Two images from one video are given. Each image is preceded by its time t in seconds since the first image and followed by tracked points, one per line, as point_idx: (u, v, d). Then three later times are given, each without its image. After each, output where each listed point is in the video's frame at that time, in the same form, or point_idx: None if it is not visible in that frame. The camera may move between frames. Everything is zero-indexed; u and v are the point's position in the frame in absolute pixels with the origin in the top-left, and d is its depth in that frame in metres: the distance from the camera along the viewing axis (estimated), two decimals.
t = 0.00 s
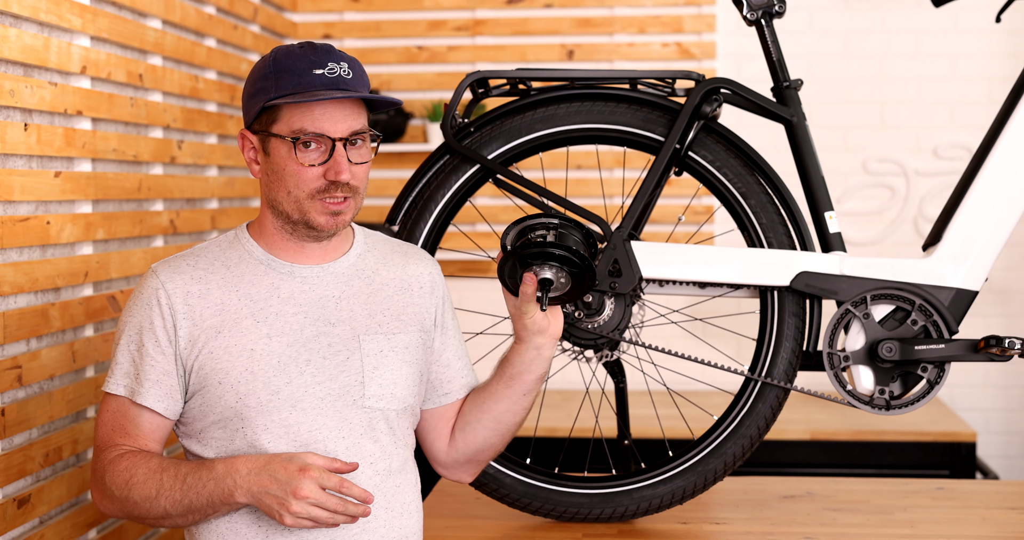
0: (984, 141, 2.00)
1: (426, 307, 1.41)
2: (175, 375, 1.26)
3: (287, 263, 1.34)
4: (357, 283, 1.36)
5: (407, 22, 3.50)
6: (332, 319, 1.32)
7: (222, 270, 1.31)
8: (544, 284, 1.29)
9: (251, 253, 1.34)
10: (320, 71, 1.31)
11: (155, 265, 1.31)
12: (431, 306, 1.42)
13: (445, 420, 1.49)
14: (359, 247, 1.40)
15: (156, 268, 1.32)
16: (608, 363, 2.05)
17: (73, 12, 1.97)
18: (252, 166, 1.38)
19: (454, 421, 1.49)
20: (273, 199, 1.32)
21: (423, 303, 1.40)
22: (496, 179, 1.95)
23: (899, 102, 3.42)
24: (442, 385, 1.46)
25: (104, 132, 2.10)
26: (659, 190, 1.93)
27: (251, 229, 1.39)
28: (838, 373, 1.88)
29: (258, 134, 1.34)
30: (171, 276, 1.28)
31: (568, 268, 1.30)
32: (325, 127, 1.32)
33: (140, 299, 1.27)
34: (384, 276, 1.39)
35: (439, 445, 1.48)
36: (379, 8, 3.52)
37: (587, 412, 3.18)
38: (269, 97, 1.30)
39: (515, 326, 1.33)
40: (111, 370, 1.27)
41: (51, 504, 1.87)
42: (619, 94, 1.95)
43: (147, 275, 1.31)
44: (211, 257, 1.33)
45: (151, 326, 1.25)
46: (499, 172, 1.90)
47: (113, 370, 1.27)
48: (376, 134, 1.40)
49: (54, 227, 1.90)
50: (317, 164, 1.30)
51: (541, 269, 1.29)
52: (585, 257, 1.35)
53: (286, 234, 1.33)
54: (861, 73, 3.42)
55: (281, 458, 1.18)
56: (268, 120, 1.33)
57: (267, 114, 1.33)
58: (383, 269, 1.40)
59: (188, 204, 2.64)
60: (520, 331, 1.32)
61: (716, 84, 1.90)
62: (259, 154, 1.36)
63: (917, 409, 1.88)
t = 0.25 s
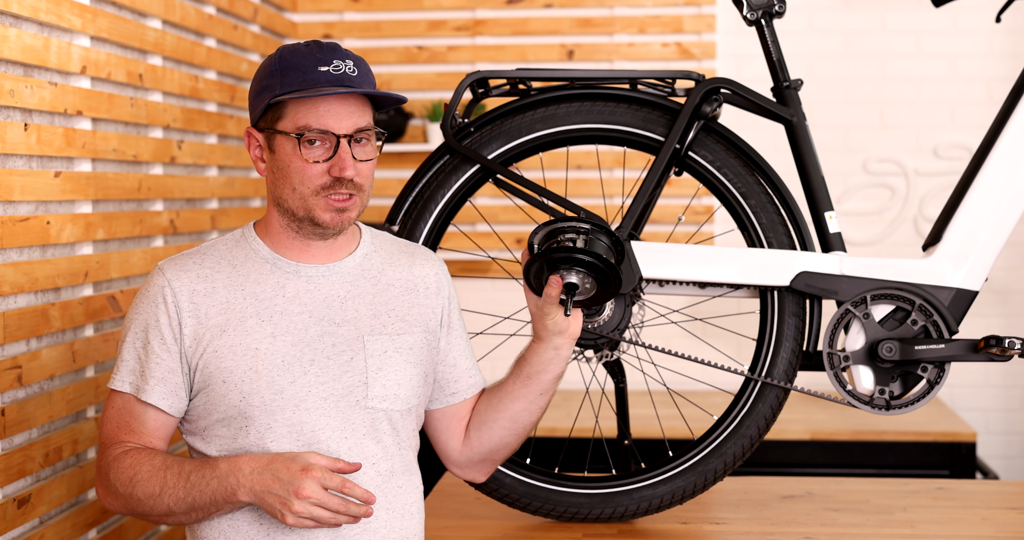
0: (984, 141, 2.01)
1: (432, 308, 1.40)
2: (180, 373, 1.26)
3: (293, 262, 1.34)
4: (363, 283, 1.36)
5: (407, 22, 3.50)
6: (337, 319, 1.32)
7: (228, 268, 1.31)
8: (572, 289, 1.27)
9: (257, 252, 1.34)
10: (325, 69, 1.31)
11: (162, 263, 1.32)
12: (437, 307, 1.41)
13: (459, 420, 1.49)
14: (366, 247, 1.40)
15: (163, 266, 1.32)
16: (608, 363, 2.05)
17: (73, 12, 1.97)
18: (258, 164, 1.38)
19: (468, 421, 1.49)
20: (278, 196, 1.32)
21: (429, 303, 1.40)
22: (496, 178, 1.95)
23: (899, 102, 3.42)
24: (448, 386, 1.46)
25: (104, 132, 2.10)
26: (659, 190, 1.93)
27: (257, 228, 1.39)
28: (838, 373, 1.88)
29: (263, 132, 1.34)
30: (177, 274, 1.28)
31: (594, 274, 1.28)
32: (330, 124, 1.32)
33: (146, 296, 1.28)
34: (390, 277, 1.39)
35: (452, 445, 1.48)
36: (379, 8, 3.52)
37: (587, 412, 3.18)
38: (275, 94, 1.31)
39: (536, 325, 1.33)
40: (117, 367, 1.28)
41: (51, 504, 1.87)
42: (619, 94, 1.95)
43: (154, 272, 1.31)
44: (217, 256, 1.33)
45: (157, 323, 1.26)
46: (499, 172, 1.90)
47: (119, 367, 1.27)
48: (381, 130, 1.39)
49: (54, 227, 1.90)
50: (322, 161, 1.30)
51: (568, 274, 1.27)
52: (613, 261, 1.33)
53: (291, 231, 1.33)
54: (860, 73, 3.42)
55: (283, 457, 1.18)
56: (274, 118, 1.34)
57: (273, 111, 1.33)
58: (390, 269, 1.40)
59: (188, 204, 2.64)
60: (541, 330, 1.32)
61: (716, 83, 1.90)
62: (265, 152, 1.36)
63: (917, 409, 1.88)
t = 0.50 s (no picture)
0: (984, 141, 2.01)
1: (436, 310, 1.40)
2: (182, 373, 1.26)
3: (296, 262, 1.34)
4: (366, 284, 1.36)
5: (407, 23, 3.50)
6: (339, 320, 1.32)
7: (231, 268, 1.32)
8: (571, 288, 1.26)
9: (260, 252, 1.34)
10: (331, 69, 1.31)
11: (165, 262, 1.32)
12: (441, 309, 1.41)
13: (463, 421, 1.49)
14: (369, 248, 1.40)
15: (167, 264, 1.32)
16: (608, 363, 2.05)
17: (73, 12, 1.97)
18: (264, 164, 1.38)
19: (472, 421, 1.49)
20: (284, 196, 1.32)
21: (432, 305, 1.40)
22: (496, 179, 1.95)
23: (899, 102, 3.42)
24: (452, 387, 1.46)
25: (104, 132, 2.10)
26: (659, 190, 1.93)
27: (261, 227, 1.39)
28: (838, 373, 1.88)
29: (269, 131, 1.34)
30: (180, 273, 1.29)
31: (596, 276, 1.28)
32: (336, 125, 1.31)
33: (149, 295, 1.28)
34: (394, 278, 1.38)
35: (455, 446, 1.48)
36: (379, 8, 3.52)
37: (587, 412, 3.18)
38: (281, 93, 1.31)
39: (538, 326, 1.33)
40: (120, 365, 1.28)
41: (51, 504, 1.87)
42: (619, 94, 1.95)
43: (157, 271, 1.32)
44: (221, 255, 1.33)
45: (160, 322, 1.26)
46: (499, 172, 1.90)
47: (122, 365, 1.27)
48: (387, 131, 1.39)
49: (54, 227, 1.90)
50: (327, 161, 1.30)
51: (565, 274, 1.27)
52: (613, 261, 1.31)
53: (296, 230, 1.33)
54: (861, 73, 3.42)
55: (283, 459, 1.17)
56: (280, 117, 1.33)
57: (280, 110, 1.33)
58: (394, 270, 1.39)
59: (188, 204, 2.64)
60: (542, 331, 1.32)
61: (716, 83, 1.90)
62: (270, 151, 1.36)
63: (917, 409, 1.88)
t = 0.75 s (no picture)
0: (985, 141, 2.00)
1: (434, 309, 1.40)
2: (180, 375, 1.26)
3: (295, 263, 1.34)
4: (364, 284, 1.36)
5: (407, 23, 3.50)
6: (336, 320, 1.32)
7: (228, 269, 1.32)
8: (561, 285, 1.24)
9: (258, 252, 1.34)
10: (328, 66, 1.32)
11: (163, 263, 1.32)
12: (439, 308, 1.41)
13: (461, 419, 1.49)
14: (367, 247, 1.40)
15: (164, 266, 1.33)
16: (608, 363, 2.05)
17: (73, 12, 1.97)
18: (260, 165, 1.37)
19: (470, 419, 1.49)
20: (283, 196, 1.32)
21: (430, 303, 1.40)
22: (496, 178, 1.95)
23: (899, 102, 3.42)
24: (450, 385, 1.46)
25: (104, 132, 2.10)
26: (659, 190, 1.93)
27: (258, 228, 1.39)
28: (838, 373, 1.88)
29: (266, 131, 1.34)
30: (177, 275, 1.29)
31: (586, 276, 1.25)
32: (335, 122, 1.32)
33: (146, 297, 1.28)
34: (391, 277, 1.38)
35: (455, 443, 1.48)
36: (379, 8, 3.52)
37: (587, 412, 3.18)
38: (279, 92, 1.31)
39: (533, 324, 1.32)
40: (118, 368, 1.28)
41: (51, 504, 1.87)
42: (619, 94, 1.95)
43: (155, 273, 1.32)
44: (218, 256, 1.33)
45: (157, 325, 1.26)
46: (499, 172, 1.90)
47: (120, 368, 1.28)
48: (385, 128, 1.40)
49: (54, 227, 1.90)
50: (327, 159, 1.30)
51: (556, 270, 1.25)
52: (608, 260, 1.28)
53: (296, 230, 1.33)
54: (861, 73, 3.42)
55: (281, 459, 1.18)
56: (277, 117, 1.33)
57: (277, 110, 1.34)
58: (391, 269, 1.39)
59: (188, 204, 2.64)
60: (537, 328, 1.32)
61: (716, 83, 1.90)
62: (267, 152, 1.36)
63: (917, 409, 1.88)
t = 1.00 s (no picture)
0: (984, 141, 2.01)
1: (428, 308, 1.40)
2: (176, 376, 1.26)
3: (290, 263, 1.34)
4: (359, 284, 1.36)
5: (407, 23, 3.50)
6: (332, 321, 1.32)
7: (224, 270, 1.31)
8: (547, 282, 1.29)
9: (253, 253, 1.34)
10: (322, 64, 1.32)
11: (158, 264, 1.32)
12: (434, 307, 1.41)
13: (455, 418, 1.49)
14: (361, 247, 1.40)
15: (158, 267, 1.32)
16: (608, 363, 2.05)
17: (73, 12, 1.97)
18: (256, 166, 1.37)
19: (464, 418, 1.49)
20: (280, 196, 1.32)
21: (424, 303, 1.40)
22: (496, 178, 1.95)
23: (899, 102, 3.42)
24: (445, 384, 1.46)
25: (104, 132, 2.10)
26: (659, 190, 1.93)
27: (253, 229, 1.39)
28: (838, 373, 1.88)
29: (261, 132, 1.34)
30: (173, 276, 1.28)
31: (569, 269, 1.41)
32: (331, 120, 1.32)
33: (141, 299, 1.28)
34: (385, 276, 1.38)
35: (449, 443, 1.48)
36: (379, 8, 3.52)
37: (586, 412, 3.18)
38: (273, 92, 1.31)
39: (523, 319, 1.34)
40: (113, 370, 1.28)
41: (51, 504, 1.87)
42: (619, 94, 1.95)
43: (149, 274, 1.31)
44: (213, 257, 1.33)
45: (153, 326, 1.26)
46: (499, 172, 1.90)
47: (115, 370, 1.27)
48: (380, 125, 1.40)
49: (54, 227, 1.90)
50: (324, 156, 1.30)
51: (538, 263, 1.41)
52: (594, 256, 1.47)
53: (294, 230, 1.33)
54: (861, 73, 3.42)
55: (280, 462, 1.18)
56: (271, 117, 1.33)
57: (271, 110, 1.34)
58: (385, 269, 1.39)
59: (188, 204, 2.64)
60: (526, 324, 1.34)
61: (716, 84, 1.90)
62: (262, 153, 1.36)
63: (918, 409, 1.88)
